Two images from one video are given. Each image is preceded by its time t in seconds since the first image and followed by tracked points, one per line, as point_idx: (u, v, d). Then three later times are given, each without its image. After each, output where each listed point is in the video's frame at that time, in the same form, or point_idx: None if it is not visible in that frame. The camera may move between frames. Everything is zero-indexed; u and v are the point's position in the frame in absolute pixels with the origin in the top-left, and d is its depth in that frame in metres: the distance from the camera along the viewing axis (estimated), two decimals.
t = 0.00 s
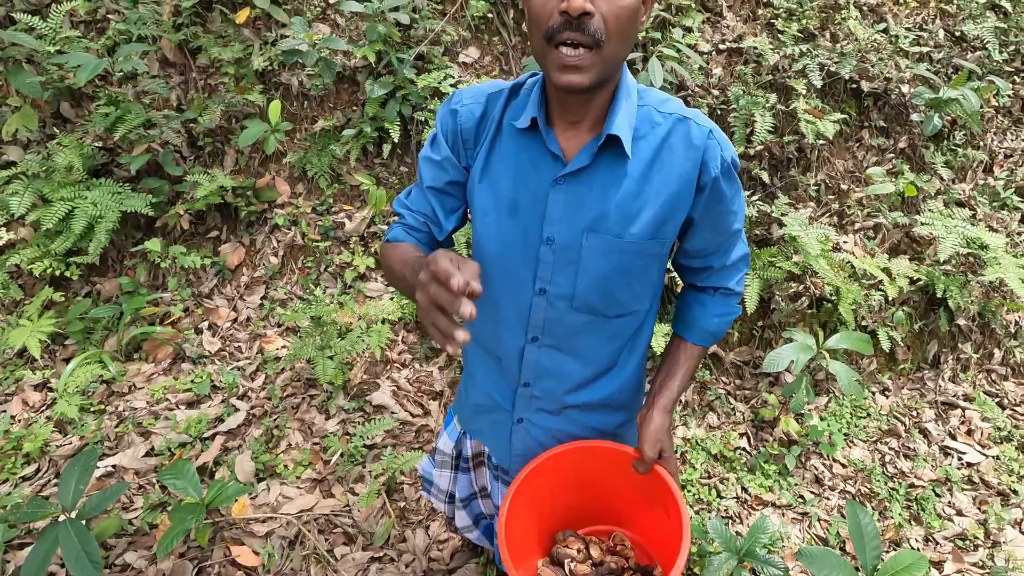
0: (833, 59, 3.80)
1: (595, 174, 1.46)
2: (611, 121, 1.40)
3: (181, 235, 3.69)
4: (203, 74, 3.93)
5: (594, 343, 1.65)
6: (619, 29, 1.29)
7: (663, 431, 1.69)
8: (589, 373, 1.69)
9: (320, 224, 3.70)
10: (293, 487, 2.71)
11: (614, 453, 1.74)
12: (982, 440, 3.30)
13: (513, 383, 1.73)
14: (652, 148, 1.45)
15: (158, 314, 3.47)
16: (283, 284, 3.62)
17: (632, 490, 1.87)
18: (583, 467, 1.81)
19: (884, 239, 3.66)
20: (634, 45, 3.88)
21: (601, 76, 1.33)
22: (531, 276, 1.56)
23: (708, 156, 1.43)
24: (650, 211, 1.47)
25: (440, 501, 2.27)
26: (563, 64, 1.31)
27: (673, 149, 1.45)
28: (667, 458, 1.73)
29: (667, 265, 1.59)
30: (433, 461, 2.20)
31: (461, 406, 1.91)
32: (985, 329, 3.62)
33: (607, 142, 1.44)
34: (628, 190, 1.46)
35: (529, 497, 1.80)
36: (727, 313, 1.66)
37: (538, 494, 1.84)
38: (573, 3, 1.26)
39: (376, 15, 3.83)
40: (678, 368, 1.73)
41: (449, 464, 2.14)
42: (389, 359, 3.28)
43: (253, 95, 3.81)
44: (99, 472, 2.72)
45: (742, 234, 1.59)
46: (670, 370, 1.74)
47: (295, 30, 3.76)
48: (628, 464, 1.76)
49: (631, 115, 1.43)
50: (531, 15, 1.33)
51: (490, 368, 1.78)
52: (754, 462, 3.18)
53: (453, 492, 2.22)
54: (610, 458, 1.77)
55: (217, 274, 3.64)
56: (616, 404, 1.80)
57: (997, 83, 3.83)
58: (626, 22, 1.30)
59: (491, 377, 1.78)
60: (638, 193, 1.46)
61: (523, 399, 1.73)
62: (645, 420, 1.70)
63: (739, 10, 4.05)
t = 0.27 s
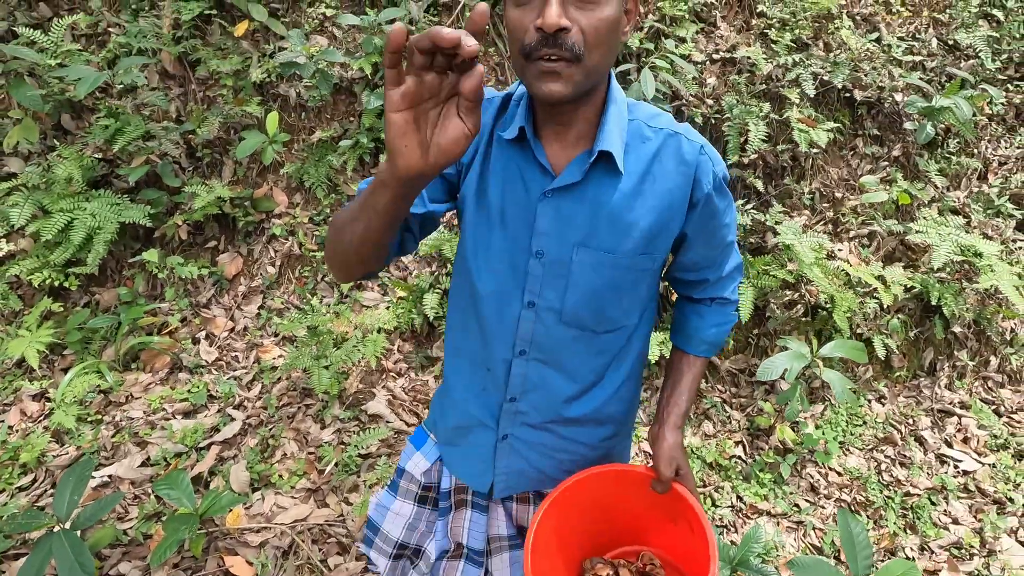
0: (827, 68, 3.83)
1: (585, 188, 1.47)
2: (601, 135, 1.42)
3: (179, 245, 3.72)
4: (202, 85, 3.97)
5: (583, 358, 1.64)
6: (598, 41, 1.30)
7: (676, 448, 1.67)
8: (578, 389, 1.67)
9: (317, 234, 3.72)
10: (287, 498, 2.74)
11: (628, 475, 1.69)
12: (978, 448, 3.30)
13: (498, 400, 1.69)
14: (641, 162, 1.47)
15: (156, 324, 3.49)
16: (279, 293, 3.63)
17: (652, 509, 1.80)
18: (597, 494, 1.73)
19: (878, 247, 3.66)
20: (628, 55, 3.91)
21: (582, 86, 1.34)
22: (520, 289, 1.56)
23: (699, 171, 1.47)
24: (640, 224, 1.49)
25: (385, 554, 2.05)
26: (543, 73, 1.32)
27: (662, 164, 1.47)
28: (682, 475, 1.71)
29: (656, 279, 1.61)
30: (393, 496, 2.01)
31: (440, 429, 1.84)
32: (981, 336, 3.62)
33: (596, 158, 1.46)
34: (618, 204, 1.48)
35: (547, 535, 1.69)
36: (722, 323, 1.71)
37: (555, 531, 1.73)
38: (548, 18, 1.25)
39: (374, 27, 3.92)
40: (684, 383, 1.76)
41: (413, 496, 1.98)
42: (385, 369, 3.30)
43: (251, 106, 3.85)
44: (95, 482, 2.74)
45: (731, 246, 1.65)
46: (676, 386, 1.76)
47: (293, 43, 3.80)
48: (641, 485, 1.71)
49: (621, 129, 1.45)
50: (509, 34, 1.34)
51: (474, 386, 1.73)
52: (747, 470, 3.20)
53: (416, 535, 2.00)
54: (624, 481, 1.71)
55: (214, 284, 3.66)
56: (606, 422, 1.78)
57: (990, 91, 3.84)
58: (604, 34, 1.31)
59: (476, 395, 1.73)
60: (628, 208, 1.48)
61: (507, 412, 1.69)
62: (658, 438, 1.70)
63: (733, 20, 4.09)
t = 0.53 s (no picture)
0: (823, 76, 3.85)
1: (557, 208, 1.49)
2: (569, 150, 1.45)
3: (179, 254, 3.74)
4: (203, 96, 4.01)
5: (563, 377, 1.65)
6: (564, 37, 1.34)
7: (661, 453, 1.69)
8: (559, 409, 1.68)
9: (316, 242, 3.74)
10: (284, 507, 2.75)
11: (614, 484, 1.69)
12: (978, 455, 3.29)
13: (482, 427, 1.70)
14: (611, 176, 1.50)
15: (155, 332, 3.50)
16: (279, 302, 3.65)
17: (637, 514, 1.81)
18: (583, 507, 1.73)
19: (876, 254, 3.66)
20: (626, 64, 3.93)
21: (552, 87, 1.36)
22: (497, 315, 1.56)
23: (667, 180, 1.51)
24: (617, 240, 1.51)
25: None
26: (508, 76, 1.33)
27: (632, 175, 1.50)
28: (669, 479, 1.73)
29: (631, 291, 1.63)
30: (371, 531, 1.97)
31: (420, 460, 1.82)
32: (980, 342, 3.62)
33: (565, 174, 1.48)
34: (590, 221, 1.50)
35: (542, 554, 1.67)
36: (694, 322, 1.72)
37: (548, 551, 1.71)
38: (511, 12, 1.30)
39: (373, 38, 3.96)
40: (662, 386, 1.76)
41: (394, 527, 1.94)
42: (383, 377, 3.30)
43: (251, 116, 3.88)
44: (93, 491, 2.74)
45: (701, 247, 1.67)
46: (654, 390, 1.77)
47: (292, 54, 3.84)
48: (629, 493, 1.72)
49: (588, 143, 1.48)
50: (474, 42, 1.38)
51: (453, 415, 1.72)
52: (745, 478, 3.18)
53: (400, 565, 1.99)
54: (612, 491, 1.71)
55: (214, 293, 3.68)
56: (587, 437, 1.79)
57: (987, 99, 3.85)
58: (569, 31, 1.34)
59: (458, 426, 1.72)
60: (603, 225, 1.51)
61: (493, 438, 1.70)
62: (644, 446, 1.71)
63: (729, 30, 4.13)
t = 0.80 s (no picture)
0: (822, 86, 3.87)
1: (553, 227, 1.52)
2: (561, 169, 1.48)
3: (182, 266, 3.76)
4: (206, 109, 4.05)
5: (568, 399, 1.65)
6: (550, 60, 1.36)
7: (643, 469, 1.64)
8: (564, 430, 1.70)
9: (318, 253, 3.75)
10: (285, 519, 2.74)
11: (591, 497, 1.66)
12: (983, 465, 3.27)
13: (489, 452, 1.72)
14: (605, 192, 1.52)
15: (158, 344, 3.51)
16: (281, 313, 3.66)
17: (612, 533, 1.79)
18: (557, 518, 1.71)
19: (878, 263, 3.66)
20: (626, 76, 3.96)
21: (541, 108, 1.38)
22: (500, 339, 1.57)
23: (662, 192, 1.50)
24: (614, 258, 1.52)
25: None
26: (496, 100, 1.36)
27: (627, 190, 1.52)
28: (648, 499, 1.70)
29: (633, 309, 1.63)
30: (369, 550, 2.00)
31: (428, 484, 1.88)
32: (983, 351, 3.61)
33: (558, 193, 1.51)
34: (586, 238, 1.52)
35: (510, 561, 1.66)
36: (691, 337, 1.67)
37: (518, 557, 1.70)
38: (496, 41, 1.31)
39: (374, 51, 3.99)
40: (650, 402, 1.71)
41: (391, 548, 1.97)
42: (384, 388, 3.30)
43: (254, 128, 3.91)
44: (93, 504, 2.74)
45: (697, 259, 1.64)
46: (640, 407, 1.71)
47: (295, 67, 3.88)
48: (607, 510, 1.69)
49: (580, 161, 1.50)
50: (460, 70, 1.41)
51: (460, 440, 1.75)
52: (748, 489, 3.17)
53: None
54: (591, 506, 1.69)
55: (216, 304, 3.69)
56: (593, 453, 1.81)
57: (985, 108, 3.87)
58: (555, 53, 1.36)
59: (467, 452, 1.75)
60: (599, 242, 1.52)
61: (502, 464, 1.72)
62: (625, 461, 1.65)
63: (728, 41, 4.16)
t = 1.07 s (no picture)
0: (821, 102, 3.90)
1: (564, 242, 1.52)
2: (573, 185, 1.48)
3: (186, 284, 3.77)
4: (212, 128, 4.10)
5: (583, 416, 1.64)
6: (566, 79, 1.37)
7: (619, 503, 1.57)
8: (578, 447, 1.68)
9: (321, 270, 3.77)
10: (286, 538, 2.74)
11: (563, 518, 1.59)
12: (994, 481, 3.22)
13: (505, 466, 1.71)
14: (618, 210, 1.51)
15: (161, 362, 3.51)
16: (284, 330, 3.66)
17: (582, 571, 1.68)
18: (527, 530, 1.66)
19: (882, 276, 3.65)
20: (626, 93, 4.00)
21: (557, 129, 1.40)
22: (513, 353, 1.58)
23: (676, 210, 1.47)
24: (627, 274, 1.49)
25: None
26: (513, 119, 1.38)
27: (641, 208, 1.50)
28: (620, 534, 1.59)
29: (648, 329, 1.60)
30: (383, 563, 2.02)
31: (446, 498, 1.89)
32: (990, 365, 3.58)
33: (570, 208, 1.51)
34: (597, 255, 1.51)
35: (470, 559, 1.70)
36: (705, 381, 1.60)
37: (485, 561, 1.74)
38: (514, 63, 1.34)
39: (377, 71, 4.03)
40: (648, 432, 1.64)
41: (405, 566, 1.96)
42: (387, 405, 3.29)
43: (258, 147, 3.95)
44: (94, 524, 2.72)
45: (716, 294, 1.57)
46: (637, 435, 1.65)
47: (299, 87, 3.93)
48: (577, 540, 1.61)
49: (593, 177, 1.50)
50: (477, 90, 1.43)
51: (475, 454, 1.75)
52: (754, 506, 3.13)
53: None
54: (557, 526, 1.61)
55: (220, 321, 3.70)
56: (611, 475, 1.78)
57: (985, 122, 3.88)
58: (572, 73, 1.38)
59: (482, 467, 1.75)
60: (612, 258, 1.50)
61: (516, 479, 1.72)
62: (602, 483, 1.59)
63: (727, 58, 4.21)
